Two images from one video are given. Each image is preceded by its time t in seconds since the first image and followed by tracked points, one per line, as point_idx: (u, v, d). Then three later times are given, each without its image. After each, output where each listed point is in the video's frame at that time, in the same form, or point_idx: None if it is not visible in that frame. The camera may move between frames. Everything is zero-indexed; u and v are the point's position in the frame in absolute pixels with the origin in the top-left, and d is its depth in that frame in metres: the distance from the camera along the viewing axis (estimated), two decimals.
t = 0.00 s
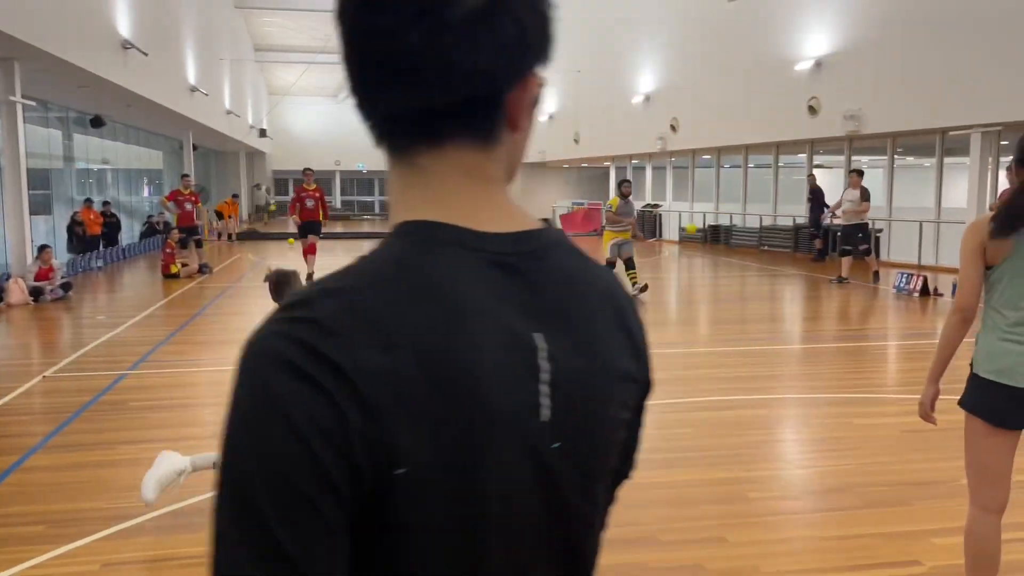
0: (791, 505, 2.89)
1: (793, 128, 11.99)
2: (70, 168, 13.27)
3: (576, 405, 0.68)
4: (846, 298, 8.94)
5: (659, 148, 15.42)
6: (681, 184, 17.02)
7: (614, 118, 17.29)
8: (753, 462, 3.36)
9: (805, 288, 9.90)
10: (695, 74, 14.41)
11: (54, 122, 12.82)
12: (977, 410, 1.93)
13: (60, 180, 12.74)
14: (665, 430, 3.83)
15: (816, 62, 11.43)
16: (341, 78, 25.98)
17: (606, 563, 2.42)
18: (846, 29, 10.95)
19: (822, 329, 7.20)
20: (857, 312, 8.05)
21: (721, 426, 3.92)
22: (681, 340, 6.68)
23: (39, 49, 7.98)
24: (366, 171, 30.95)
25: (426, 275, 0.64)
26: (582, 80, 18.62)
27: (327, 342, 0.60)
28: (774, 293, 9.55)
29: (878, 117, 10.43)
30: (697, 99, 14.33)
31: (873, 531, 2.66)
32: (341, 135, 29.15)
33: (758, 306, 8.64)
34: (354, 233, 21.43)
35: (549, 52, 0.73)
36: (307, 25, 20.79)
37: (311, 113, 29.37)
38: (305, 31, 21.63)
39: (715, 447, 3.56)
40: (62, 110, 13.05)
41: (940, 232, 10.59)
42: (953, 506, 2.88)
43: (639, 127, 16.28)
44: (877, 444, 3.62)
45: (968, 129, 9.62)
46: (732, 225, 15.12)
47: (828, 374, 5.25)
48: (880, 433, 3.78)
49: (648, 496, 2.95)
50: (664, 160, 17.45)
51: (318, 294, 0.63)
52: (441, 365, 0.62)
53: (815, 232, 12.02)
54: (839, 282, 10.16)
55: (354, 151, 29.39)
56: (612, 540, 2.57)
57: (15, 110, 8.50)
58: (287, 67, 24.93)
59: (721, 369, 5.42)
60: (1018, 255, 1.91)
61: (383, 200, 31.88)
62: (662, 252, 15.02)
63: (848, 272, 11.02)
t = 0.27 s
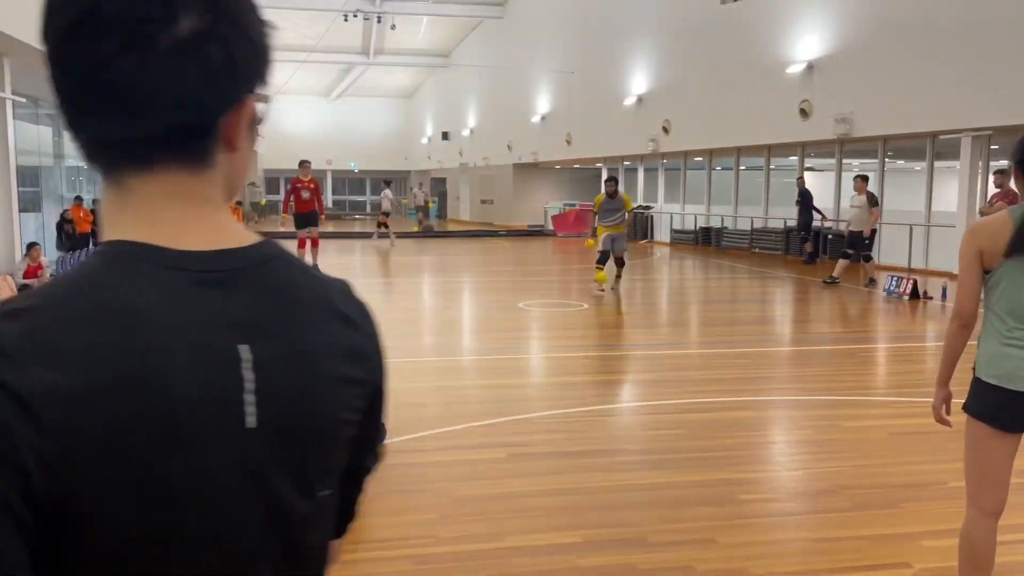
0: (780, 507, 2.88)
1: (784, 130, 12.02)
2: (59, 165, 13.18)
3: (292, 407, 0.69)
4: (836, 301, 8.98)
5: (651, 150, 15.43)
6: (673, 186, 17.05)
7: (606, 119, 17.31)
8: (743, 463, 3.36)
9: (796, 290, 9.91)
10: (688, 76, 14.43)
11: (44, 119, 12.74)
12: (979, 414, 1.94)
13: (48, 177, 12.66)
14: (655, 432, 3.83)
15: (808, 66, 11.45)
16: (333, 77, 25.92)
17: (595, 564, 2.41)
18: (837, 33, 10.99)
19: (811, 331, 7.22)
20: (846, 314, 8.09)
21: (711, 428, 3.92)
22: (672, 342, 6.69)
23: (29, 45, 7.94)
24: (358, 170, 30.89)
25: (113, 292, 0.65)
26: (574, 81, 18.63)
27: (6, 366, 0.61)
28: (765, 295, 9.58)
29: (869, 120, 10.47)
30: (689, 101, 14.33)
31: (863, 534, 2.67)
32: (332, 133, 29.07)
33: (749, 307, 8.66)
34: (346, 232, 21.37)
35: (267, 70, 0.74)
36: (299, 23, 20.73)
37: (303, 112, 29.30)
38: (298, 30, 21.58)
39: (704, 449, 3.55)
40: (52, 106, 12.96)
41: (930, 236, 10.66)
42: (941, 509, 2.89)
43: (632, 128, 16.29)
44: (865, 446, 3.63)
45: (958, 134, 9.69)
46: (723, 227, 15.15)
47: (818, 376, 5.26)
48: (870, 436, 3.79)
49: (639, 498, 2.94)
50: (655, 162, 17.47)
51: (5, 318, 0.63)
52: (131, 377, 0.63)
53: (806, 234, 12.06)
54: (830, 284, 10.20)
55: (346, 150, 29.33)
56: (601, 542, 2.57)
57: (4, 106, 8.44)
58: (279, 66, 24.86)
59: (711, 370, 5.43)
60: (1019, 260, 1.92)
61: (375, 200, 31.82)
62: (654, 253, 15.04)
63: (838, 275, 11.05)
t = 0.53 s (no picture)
0: (768, 507, 2.90)
1: (778, 133, 12.07)
2: (52, 163, 13.15)
3: None
4: (828, 303, 9.02)
5: (645, 151, 15.46)
6: (667, 187, 17.10)
7: (600, 120, 17.33)
8: (733, 464, 3.38)
9: (788, 292, 9.97)
10: (682, 78, 14.46)
11: (37, 117, 12.71)
12: (1009, 415, 1.99)
13: (42, 175, 12.62)
14: (647, 432, 3.85)
15: (802, 69, 11.50)
16: (328, 76, 25.90)
17: (583, 564, 2.43)
18: (832, 36, 11.03)
19: (803, 332, 7.26)
20: (837, 316, 8.14)
21: (702, 428, 3.94)
22: (664, 342, 6.71)
23: (22, 43, 7.93)
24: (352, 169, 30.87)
25: None
26: (569, 82, 18.66)
27: None
28: (758, 296, 9.61)
29: (862, 123, 10.52)
30: (684, 103, 14.38)
31: (851, 534, 2.69)
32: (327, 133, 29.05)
33: (741, 309, 8.69)
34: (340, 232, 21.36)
35: None
36: (294, 22, 20.72)
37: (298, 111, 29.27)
38: (293, 29, 21.56)
39: (694, 449, 3.57)
40: (46, 104, 12.93)
41: (923, 239, 10.75)
42: (929, 510, 2.91)
43: (626, 129, 16.32)
44: (854, 447, 3.66)
45: (950, 137, 9.78)
46: (717, 228, 15.18)
47: (810, 377, 5.29)
48: (859, 437, 3.81)
49: (628, 498, 2.96)
50: (649, 163, 17.52)
51: None
52: None
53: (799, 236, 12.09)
54: (822, 287, 10.24)
55: (341, 150, 29.32)
56: (590, 541, 2.58)
57: None
58: (273, 65, 24.83)
59: (703, 371, 5.46)
60: None
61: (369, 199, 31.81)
62: (647, 254, 15.06)
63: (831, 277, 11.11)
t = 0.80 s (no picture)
0: (758, 506, 2.91)
1: (773, 133, 12.09)
2: (47, 161, 13.14)
3: None
4: (822, 302, 9.05)
5: (642, 151, 15.49)
6: (663, 187, 17.13)
7: (597, 120, 17.35)
8: (725, 462, 3.40)
9: (782, 291, 10.02)
10: (679, 78, 14.48)
11: (33, 114, 12.69)
12: None
13: (37, 173, 12.61)
14: (639, 430, 3.86)
15: (797, 69, 11.53)
16: (325, 75, 25.90)
17: (574, 561, 2.44)
18: (828, 36, 11.05)
19: (797, 332, 7.28)
20: (831, 316, 8.16)
21: (694, 426, 3.95)
22: (658, 341, 6.73)
23: (18, 40, 7.92)
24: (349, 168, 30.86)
25: None
26: (565, 82, 18.68)
27: None
28: (751, 296, 9.64)
29: (857, 123, 10.56)
30: (680, 103, 14.41)
31: (840, 532, 2.70)
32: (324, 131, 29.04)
33: (736, 309, 8.71)
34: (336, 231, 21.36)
35: None
36: (291, 21, 20.71)
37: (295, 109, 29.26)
38: (289, 28, 21.56)
39: (686, 448, 3.58)
40: (42, 101, 12.91)
41: (917, 240, 10.82)
42: (921, 509, 2.92)
43: (622, 129, 16.34)
44: (846, 446, 3.67)
45: (945, 138, 9.82)
46: (712, 228, 15.23)
47: (802, 377, 5.31)
48: (850, 436, 3.83)
49: (620, 496, 2.97)
50: (646, 163, 17.55)
51: None
52: None
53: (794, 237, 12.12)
54: (817, 286, 10.29)
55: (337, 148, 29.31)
56: (582, 538, 2.59)
57: None
58: (270, 63, 24.82)
59: (698, 370, 5.46)
60: None
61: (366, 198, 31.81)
62: (643, 254, 15.08)
63: (825, 277, 11.18)
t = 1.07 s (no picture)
0: (756, 503, 2.89)
1: (773, 130, 12.06)
2: (45, 157, 13.10)
3: None
4: (821, 300, 9.01)
5: (641, 148, 15.45)
6: (662, 184, 17.09)
7: (596, 117, 17.31)
8: (722, 459, 3.37)
9: (781, 289, 10.00)
10: (678, 75, 14.45)
11: (31, 110, 12.65)
12: None
13: (34, 169, 12.58)
14: (637, 427, 3.83)
15: (797, 66, 11.50)
16: (324, 71, 25.85)
17: (568, 558, 2.41)
18: (828, 33, 11.02)
19: (798, 330, 7.24)
20: (831, 314, 8.12)
21: (692, 423, 3.92)
22: (657, 339, 6.69)
23: (14, 34, 7.89)
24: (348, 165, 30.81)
25: None
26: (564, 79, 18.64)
27: None
28: (751, 294, 9.61)
29: (857, 120, 10.52)
30: (680, 100, 14.36)
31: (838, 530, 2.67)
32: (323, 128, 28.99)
33: (734, 306, 8.67)
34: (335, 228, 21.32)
35: None
36: (289, 17, 20.65)
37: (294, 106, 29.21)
38: (288, 24, 21.50)
39: (684, 444, 3.55)
40: (39, 97, 12.88)
41: (917, 237, 10.79)
42: (920, 507, 2.89)
43: (622, 126, 16.30)
44: (845, 443, 3.64)
45: (945, 135, 9.78)
46: (712, 226, 15.20)
47: (801, 374, 5.28)
48: (849, 433, 3.80)
49: (616, 493, 2.94)
50: (645, 160, 17.50)
51: None
52: None
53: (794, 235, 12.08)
54: (817, 284, 10.26)
55: (336, 145, 29.26)
56: (576, 535, 2.56)
57: None
58: (269, 59, 24.77)
59: (696, 367, 5.44)
60: None
61: (365, 195, 31.76)
62: (642, 252, 15.04)
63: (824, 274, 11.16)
